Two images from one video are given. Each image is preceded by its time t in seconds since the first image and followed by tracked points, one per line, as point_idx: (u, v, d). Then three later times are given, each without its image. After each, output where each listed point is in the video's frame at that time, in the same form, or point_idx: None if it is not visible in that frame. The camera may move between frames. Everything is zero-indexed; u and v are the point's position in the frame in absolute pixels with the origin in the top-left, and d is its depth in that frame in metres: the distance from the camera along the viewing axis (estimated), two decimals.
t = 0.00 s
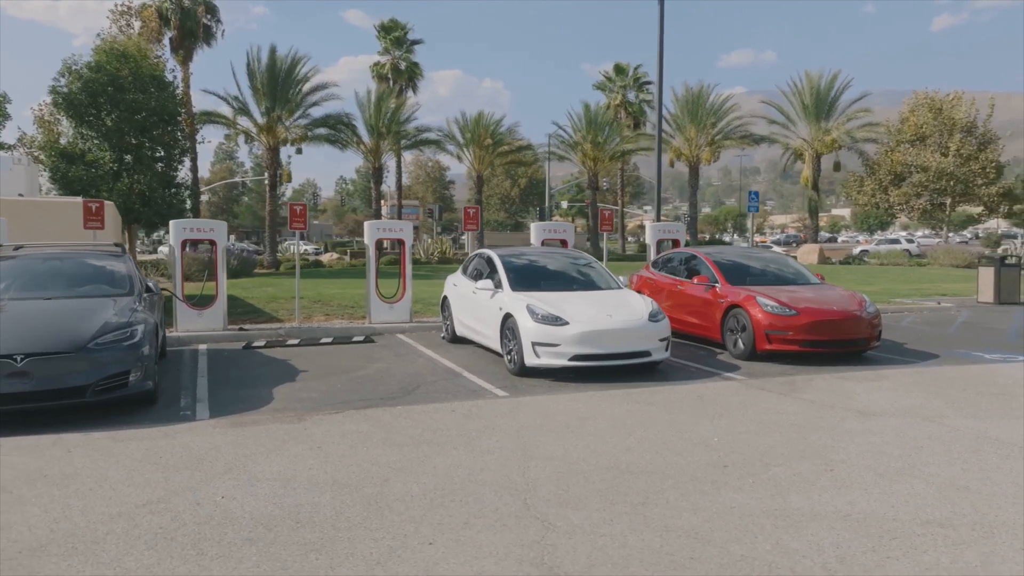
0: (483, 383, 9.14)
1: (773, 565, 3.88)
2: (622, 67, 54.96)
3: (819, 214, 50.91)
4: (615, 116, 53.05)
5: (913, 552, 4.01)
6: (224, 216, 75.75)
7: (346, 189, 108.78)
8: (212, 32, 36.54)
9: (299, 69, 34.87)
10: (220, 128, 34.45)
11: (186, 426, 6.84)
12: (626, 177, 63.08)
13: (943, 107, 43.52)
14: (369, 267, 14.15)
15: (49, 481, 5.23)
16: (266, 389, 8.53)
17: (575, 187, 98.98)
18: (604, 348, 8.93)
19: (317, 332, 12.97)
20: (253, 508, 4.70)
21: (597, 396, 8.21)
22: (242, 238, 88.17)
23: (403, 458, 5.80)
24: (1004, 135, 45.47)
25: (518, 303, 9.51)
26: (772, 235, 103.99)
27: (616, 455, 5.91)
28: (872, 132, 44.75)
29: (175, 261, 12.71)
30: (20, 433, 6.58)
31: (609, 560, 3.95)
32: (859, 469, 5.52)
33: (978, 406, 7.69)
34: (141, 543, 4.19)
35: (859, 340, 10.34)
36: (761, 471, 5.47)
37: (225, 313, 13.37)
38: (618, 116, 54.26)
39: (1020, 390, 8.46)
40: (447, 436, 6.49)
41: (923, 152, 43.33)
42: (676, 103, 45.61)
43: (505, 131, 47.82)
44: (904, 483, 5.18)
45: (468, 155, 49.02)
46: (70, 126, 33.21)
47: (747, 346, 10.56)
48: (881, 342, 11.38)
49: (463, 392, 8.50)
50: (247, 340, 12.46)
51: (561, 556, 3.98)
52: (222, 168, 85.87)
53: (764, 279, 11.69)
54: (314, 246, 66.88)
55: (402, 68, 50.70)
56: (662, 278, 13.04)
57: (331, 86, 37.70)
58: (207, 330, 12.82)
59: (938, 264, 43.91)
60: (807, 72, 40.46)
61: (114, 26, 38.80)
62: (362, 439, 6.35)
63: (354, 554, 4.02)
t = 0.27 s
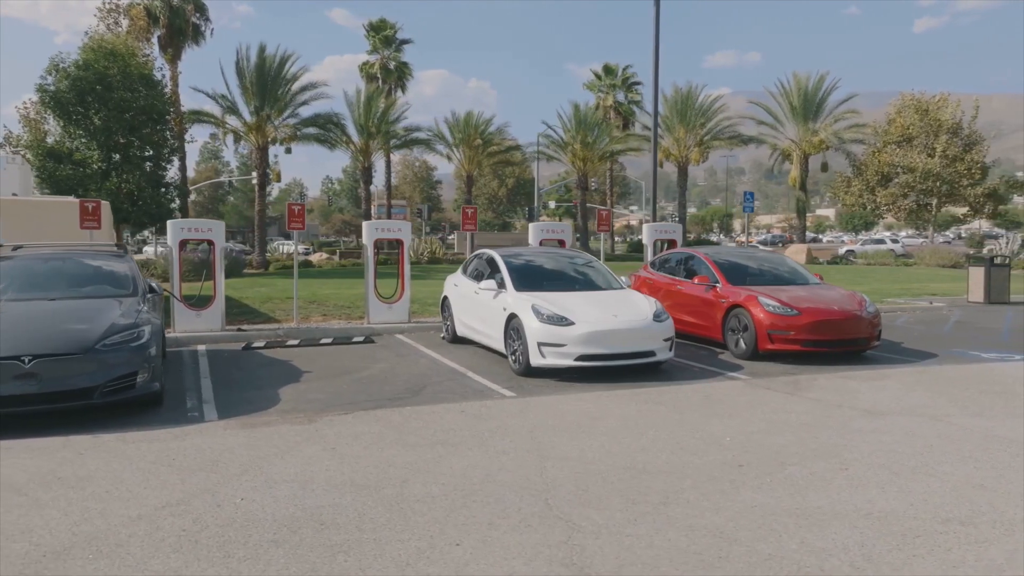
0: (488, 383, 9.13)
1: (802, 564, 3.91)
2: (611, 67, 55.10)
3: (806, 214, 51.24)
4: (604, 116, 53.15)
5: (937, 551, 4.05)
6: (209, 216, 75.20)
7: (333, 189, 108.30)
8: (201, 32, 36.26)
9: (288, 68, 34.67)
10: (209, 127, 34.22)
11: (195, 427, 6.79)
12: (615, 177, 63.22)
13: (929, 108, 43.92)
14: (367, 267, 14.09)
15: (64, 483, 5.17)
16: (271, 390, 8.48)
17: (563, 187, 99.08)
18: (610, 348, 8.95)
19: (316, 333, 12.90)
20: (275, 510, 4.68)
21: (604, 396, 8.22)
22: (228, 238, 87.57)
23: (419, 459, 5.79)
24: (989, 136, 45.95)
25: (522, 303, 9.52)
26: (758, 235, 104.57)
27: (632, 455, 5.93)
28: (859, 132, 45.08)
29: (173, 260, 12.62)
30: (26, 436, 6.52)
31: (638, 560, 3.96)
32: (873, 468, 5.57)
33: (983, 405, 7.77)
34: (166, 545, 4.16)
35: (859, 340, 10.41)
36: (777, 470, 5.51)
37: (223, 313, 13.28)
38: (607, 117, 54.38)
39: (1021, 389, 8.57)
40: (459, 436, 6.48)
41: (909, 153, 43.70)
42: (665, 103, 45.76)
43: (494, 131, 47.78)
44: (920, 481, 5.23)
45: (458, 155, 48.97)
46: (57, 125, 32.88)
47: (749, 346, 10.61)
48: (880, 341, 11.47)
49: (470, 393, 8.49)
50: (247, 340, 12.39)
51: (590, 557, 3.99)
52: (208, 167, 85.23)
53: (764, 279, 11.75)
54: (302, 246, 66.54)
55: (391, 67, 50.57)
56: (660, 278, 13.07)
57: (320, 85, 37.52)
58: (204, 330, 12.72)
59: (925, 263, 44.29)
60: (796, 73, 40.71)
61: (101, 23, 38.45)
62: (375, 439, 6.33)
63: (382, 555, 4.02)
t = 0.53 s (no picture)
0: (492, 384, 9.13)
1: (825, 562, 3.92)
2: (602, 68, 55.21)
3: (796, 214, 51.53)
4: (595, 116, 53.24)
5: (957, 549, 4.09)
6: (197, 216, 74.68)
7: (321, 189, 107.82)
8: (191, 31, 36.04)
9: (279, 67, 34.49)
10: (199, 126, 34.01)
11: (202, 429, 6.75)
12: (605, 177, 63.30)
13: (917, 109, 44.27)
14: (366, 268, 14.06)
15: (77, 485, 5.13)
16: (275, 391, 8.44)
17: (552, 187, 99.15)
18: (614, 348, 8.97)
19: (315, 333, 12.85)
20: (293, 512, 4.67)
21: (610, 396, 8.24)
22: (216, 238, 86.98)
23: (432, 459, 5.78)
24: (976, 138, 46.37)
25: (526, 303, 9.53)
26: (746, 235, 105.05)
27: (644, 455, 5.94)
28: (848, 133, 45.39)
29: (171, 260, 12.54)
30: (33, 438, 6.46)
31: (663, 560, 3.97)
32: (885, 467, 5.61)
33: (986, 404, 7.84)
34: (188, 547, 4.14)
35: (860, 340, 10.48)
36: (791, 470, 5.54)
37: (220, 314, 13.20)
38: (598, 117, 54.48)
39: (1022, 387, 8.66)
40: (470, 437, 6.48)
41: (897, 154, 44.03)
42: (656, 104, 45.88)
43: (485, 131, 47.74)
44: (933, 480, 5.27)
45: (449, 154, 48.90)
46: (46, 124, 32.56)
47: (750, 346, 10.67)
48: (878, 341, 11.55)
49: (475, 393, 8.49)
50: (246, 341, 12.31)
51: (614, 558, 3.99)
52: (195, 167, 84.63)
53: (763, 279, 11.80)
54: (291, 246, 66.23)
55: (381, 67, 50.45)
56: (659, 278, 13.10)
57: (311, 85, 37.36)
58: (203, 331, 12.64)
59: (913, 264, 44.63)
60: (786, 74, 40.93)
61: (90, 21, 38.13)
62: (387, 440, 6.31)
63: (406, 557, 4.02)
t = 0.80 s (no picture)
0: (498, 384, 9.12)
1: (852, 561, 3.95)
2: (591, 68, 55.33)
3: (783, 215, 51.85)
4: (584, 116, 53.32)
5: (980, 547, 4.14)
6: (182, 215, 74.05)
7: (307, 189, 107.25)
8: (180, 30, 35.76)
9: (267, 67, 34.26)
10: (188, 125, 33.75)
11: (211, 430, 6.69)
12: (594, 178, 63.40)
13: (903, 110, 44.68)
14: (364, 268, 14.02)
15: (92, 489, 5.08)
16: (280, 393, 8.39)
17: (540, 187, 99.16)
18: (620, 348, 8.99)
19: (314, 334, 12.78)
20: (314, 514, 4.64)
21: (617, 396, 8.26)
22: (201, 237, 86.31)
23: (448, 461, 5.76)
24: (961, 139, 46.85)
25: (530, 303, 9.53)
26: (732, 236, 105.58)
27: (659, 455, 5.96)
28: (835, 134, 45.73)
29: (168, 260, 12.44)
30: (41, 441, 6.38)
31: (692, 560, 3.98)
32: (898, 466, 5.66)
33: (989, 403, 7.93)
34: (213, 551, 4.10)
35: (860, 339, 10.56)
36: (806, 470, 5.57)
37: (218, 315, 13.11)
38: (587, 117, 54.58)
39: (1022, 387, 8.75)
40: (483, 438, 6.47)
41: (884, 155, 44.38)
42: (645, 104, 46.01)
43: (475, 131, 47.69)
44: (948, 479, 5.32)
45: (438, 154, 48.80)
46: (32, 122, 32.21)
47: (752, 346, 10.73)
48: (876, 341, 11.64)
49: (482, 394, 8.47)
50: (245, 342, 12.23)
51: (643, 559, 4.00)
52: (180, 166, 83.92)
53: (763, 279, 11.85)
54: (278, 246, 65.83)
55: (370, 66, 50.27)
56: (658, 278, 13.13)
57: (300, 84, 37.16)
58: (200, 332, 12.55)
59: (899, 264, 45.00)
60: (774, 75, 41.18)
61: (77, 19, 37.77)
62: (400, 442, 6.29)
63: (435, 558, 4.01)
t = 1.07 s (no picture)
0: (502, 384, 9.12)
1: (874, 561, 3.97)
2: (582, 68, 55.41)
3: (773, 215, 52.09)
4: (574, 116, 53.37)
5: (1000, 546, 4.17)
6: (169, 215, 73.52)
7: (295, 188, 106.76)
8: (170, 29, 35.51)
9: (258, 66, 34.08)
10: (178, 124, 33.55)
11: (220, 432, 6.65)
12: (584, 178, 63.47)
13: (892, 111, 44.97)
14: (362, 268, 13.96)
15: (104, 492, 5.04)
16: (284, 394, 8.34)
17: (529, 187, 99.17)
18: (624, 348, 9.01)
19: (312, 335, 12.72)
20: (333, 516, 4.62)
21: (623, 396, 8.27)
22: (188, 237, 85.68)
23: (462, 462, 5.74)
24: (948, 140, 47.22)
25: (534, 304, 9.53)
26: (721, 236, 105.95)
27: (671, 455, 5.97)
28: (825, 135, 46.02)
29: (166, 261, 12.35)
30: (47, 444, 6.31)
31: (715, 560, 3.99)
32: (910, 465, 5.70)
33: (991, 402, 8.00)
34: (233, 554, 4.07)
35: (859, 339, 10.63)
36: (819, 469, 5.60)
37: (216, 316, 13.03)
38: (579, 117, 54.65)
39: None
40: (494, 438, 6.45)
41: (873, 156, 44.66)
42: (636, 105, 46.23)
43: (466, 131, 47.65)
44: (960, 478, 5.36)
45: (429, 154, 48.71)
46: (20, 121, 31.90)
47: (752, 346, 10.78)
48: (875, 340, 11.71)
49: (487, 395, 8.46)
50: (243, 342, 12.15)
51: (667, 559, 4.00)
52: (167, 165, 83.34)
53: (763, 279, 11.89)
54: (267, 246, 65.49)
55: (361, 65, 50.14)
56: (657, 278, 13.16)
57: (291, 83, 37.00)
58: (198, 333, 12.48)
59: (888, 264, 45.28)
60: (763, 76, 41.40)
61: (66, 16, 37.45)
62: (411, 442, 6.27)
63: (458, 560, 4.01)
